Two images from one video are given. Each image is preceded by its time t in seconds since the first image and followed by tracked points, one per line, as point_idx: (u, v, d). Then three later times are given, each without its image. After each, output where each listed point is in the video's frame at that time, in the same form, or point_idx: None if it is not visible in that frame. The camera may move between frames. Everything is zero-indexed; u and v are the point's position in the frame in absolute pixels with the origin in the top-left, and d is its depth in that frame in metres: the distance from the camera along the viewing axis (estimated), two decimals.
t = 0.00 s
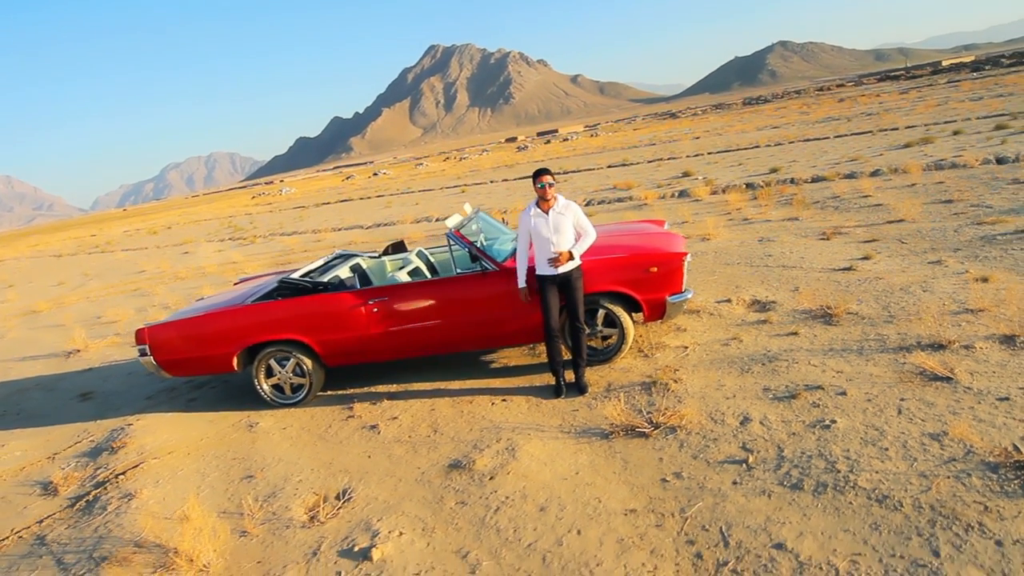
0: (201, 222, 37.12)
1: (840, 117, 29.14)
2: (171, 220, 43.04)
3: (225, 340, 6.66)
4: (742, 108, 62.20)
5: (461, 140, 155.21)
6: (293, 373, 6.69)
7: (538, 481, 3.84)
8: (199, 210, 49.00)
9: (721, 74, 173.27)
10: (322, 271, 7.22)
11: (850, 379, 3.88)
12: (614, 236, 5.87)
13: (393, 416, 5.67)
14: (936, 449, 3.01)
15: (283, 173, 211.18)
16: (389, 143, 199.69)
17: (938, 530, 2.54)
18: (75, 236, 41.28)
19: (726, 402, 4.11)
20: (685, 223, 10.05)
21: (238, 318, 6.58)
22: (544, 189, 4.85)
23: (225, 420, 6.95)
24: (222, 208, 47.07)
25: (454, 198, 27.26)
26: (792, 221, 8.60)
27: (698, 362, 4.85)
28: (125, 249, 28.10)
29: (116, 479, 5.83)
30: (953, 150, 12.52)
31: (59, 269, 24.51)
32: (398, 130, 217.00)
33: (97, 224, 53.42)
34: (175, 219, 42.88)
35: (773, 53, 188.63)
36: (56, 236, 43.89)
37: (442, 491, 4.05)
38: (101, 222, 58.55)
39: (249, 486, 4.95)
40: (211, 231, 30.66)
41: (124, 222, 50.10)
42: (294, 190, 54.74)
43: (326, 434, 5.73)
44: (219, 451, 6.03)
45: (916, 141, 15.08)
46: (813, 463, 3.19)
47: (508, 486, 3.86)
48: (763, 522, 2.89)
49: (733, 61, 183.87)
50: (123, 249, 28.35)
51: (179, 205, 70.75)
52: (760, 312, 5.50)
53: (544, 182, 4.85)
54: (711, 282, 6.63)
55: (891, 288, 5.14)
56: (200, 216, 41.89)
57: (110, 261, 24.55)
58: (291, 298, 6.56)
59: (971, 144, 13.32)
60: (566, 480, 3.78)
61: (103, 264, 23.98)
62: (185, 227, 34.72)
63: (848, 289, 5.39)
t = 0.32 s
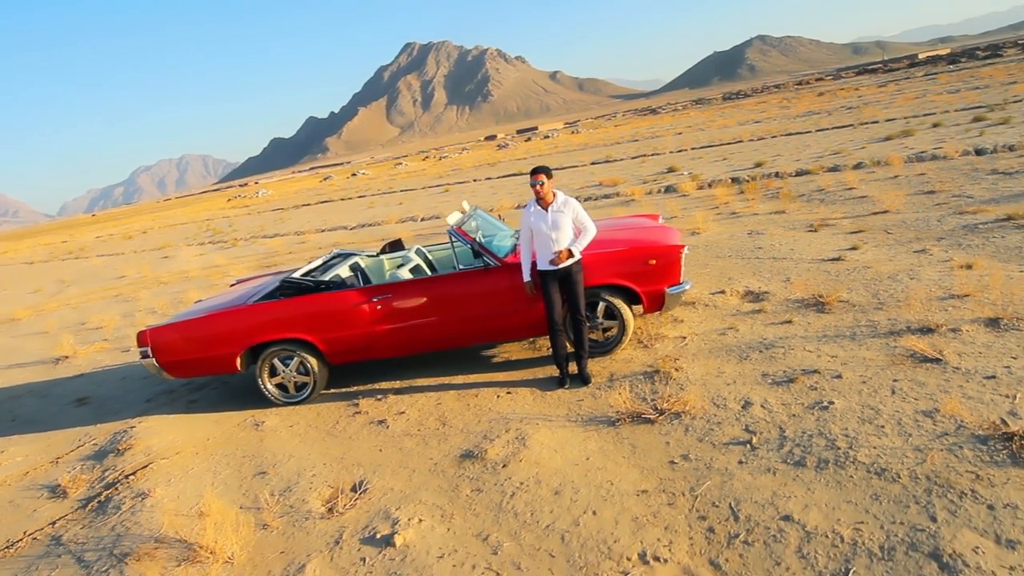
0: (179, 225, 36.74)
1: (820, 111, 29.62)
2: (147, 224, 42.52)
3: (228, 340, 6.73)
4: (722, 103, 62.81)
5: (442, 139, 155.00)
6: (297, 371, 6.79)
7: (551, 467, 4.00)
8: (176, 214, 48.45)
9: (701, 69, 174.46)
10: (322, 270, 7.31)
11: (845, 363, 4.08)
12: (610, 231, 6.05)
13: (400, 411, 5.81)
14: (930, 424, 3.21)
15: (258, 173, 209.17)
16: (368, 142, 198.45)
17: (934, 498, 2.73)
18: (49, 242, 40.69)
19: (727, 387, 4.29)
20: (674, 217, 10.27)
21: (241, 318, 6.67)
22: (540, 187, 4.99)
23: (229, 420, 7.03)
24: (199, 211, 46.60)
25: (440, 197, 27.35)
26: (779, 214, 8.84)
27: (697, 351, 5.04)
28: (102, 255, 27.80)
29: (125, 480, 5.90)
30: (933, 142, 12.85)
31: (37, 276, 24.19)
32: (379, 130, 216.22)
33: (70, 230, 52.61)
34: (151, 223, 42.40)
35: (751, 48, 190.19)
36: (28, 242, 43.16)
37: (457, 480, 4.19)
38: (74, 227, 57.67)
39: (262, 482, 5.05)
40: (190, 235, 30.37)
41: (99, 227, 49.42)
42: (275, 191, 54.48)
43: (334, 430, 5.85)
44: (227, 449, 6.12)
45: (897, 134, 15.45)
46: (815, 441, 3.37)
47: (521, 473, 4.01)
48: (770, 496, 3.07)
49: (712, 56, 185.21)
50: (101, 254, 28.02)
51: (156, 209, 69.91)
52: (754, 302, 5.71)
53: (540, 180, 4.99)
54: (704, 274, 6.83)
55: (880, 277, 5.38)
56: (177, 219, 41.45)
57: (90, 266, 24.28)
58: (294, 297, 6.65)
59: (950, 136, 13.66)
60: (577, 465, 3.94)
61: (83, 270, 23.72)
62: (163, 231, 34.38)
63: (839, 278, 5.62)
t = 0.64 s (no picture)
0: (154, 230, 36.29)
1: (798, 106, 30.09)
2: (120, 229, 41.89)
3: (227, 341, 6.79)
4: (700, 99, 63.37)
5: (421, 139, 154.58)
6: (297, 371, 6.88)
7: (557, 455, 4.16)
8: (150, 218, 47.80)
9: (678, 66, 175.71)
10: (318, 270, 7.41)
11: (835, 350, 4.28)
12: (604, 228, 6.22)
13: (403, 407, 5.95)
14: (917, 404, 3.42)
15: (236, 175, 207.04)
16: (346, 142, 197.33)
17: (924, 471, 2.93)
18: (22, 249, 40.02)
19: (723, 375, 4.48)
20: (661, 213, 10.48)
21: (241, 319, 6.74)
22: (538, 185, 5.13)
23: (229, 422, 7.10)
24: (173, 215, 46.03)
25: (423, 196, 27.40)
26: (764, 208, 9.08)
27: (693, 342, 5.22)
28: (79, 261, 27.45)
29: (131, 482, 5.97)
30: (910, 137, 13.20)
31: (12, 284, 23.81)
32: (357, 131, 215.10)
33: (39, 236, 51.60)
34: (125, 228, 41.79)
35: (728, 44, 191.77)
36: None
37: (466, 470, 4.34)
38: (44, 233, 56.64)
39: (272, 479, 5.15)
40: (166, 239, 30.05)
41: (70, 233, 48.57)
42: (253, 194, 54.04)
43: (339, 428, 5.97)
44: (231, 450, 6.21)
45: (875, 128, 15.80)
46: (810, 423, 3.56)
47: (529, 462, 4.17)
48: (770, 475, 3.25)
49: (689, 53, 186.49)
50: (75, 261, 27.59)
51: (128, 214, 68.86)
52: (745, 294, 5.92)
53: (537, 179, 5.13)
54: (695, 268, 7.03)
55: (865, 268, 5.61)
56: (152, 224, 40.92)
57: (66, 273, 23.96)
58: (294, 297, 6.75)
59: (926, 130, 14.04)
60: (583, 452, 4.10)
61: (60, 277, 23.39)
62: (138, 236, 33.95)
63: (826, 269, 5.84)
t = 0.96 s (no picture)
0: (133, 235, 35.90)
1: (781, 101, 30.45)
2: (97, 234, 41.36)
3: (229, 342, 6.87)
4: (683, 96, 63.78)
5: (405, 139, 154.18)
6: (298, 371, 6.97)
7: (562, 445, 4.31)
8: (127, 222, 47.22)
9: (661, 63, 176.46)
10: (317, 271, 7.50)
11: (827, 339, 4.47)
12: (599, 224, 6.37)
13: (406, 404, 6.07)
14: (908, 388, 3.60)
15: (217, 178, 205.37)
16: (328, 143, 196.39)
17: (915, 449, 3.11)
18: None
19: (720, 366, 4.64)
20: (651, 210, 10.65)
21: (242, 320, 6.82)
22: (539, 182, 5.27)
23: (231, 422, 7.18)
24: (153, 219, 45.66)
25: (410, 196, 27.43)
26: (752, 204, 9.28)
27: (689, 334, 5.40)
28: (62, 266, 27.17)
29: (139, 482, 6.05)
30: (893, 131, 13.49)
31: None
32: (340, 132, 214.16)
33: (13, 242, 50.77)
34: (102, 233, 41.28)
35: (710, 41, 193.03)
36: None
37: (474, 462, 4.47)
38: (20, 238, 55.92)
39: (280, 476, 5.26)
40: (149, 243, 29.82)
41: (47, 238, 47.97)
42: (236, 196, 53.68)
43: (343, 425, 6.08)
44: (236, 448, 6.30)
45: (858, 123, 16.10)
46: (805, 407, 3.74)
47: (536, 452, 4.31)
48: (770, 458, 3.42)
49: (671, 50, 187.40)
50: (53, 267, 27.23)
51: (105, 217, 67.99)
52: (738, 287, 6.10)
53: (539, 176, 5.28)
54: (688, 263, 7.21)
55: (854, 260, 5.81)
56: (130, 228, 40.45)
57: (48, 279, 23.71)
58: (294, 298, 6.84)
59: (908, 125, 14.33)
60: (587, 441, 4.25)
61: (42, 283, 23.13)
62: (117, 241, 33.56)
63: (815, 262, 6.04)
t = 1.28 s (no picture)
0: (115, 239, 35.57)
1: (769, 97, 30.73)
2: (81, 238, 41.00)
3: (232, 343, 6.96)
4: (670, 92, 64.00)
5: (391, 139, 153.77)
6: (301, 370, 7.07)
7: (568, 435, 4.45)
8: (109, 226, 46.77)
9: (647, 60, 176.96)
10: (317, 271, 7.60)
11: (820, 329, 4.64)
12: (597, 221, 6.51)
13: (411, 400, 6.20)
14: (900, 374, 3.77)
15: (203, 180, 203.94)
16: (314, 143, 195.54)
17: (908, 431, 3.28)
18: None
19: (719, 357, 4.80)
20: (644, 207, 10.82)
21: (245, 320, 6.91)
22: (540, 180, 5.41)
23: (236, 422, 7.27)
24: (138, 222, 45.35)
25: (401, 196, 27.47)
26: (743, 200, 9.46)
27: (687, 327, 5.56)
28: (48, 271, 26.97)
29: (149, 482, 6.14)
30: (880, 126, 13.72)
31: None
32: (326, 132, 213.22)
33: None
34: (83, 238, 40.83)
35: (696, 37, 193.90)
36: None
37: (482, 454, 4.61)
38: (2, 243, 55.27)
39: (291, 472, 5.37)
40: (136, 247, 29.64)
41: (29, 243, 47.43)
42: (222, 197, 53.36)
43: (349, 422, 6.20)
44: (244, 447, 6.40)
45: (845, 118, 16.33)
46: (802, 394, 3.90)
47: (543, 442, 4.45)
48: (770, 442, 3.57)
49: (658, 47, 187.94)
50: (38, 272, 26.99)
51: (89, 221, 67.41)
52: (733, 281, 6.27)
53: (541, 174, 5.42)
54: (683, 257, 7.37)
55: (846, 253, 5.99)
56: (113, 232, 40.09)
57: (35, 284, 23.54)
58: (297, 297, 6.94)
59: (896, 119, 14.57)
60: (593, 431, 4.39)
61: (27, 289, 22.94)
62: (100, 246, 33.22)
63: (808, 255, 6.22)
